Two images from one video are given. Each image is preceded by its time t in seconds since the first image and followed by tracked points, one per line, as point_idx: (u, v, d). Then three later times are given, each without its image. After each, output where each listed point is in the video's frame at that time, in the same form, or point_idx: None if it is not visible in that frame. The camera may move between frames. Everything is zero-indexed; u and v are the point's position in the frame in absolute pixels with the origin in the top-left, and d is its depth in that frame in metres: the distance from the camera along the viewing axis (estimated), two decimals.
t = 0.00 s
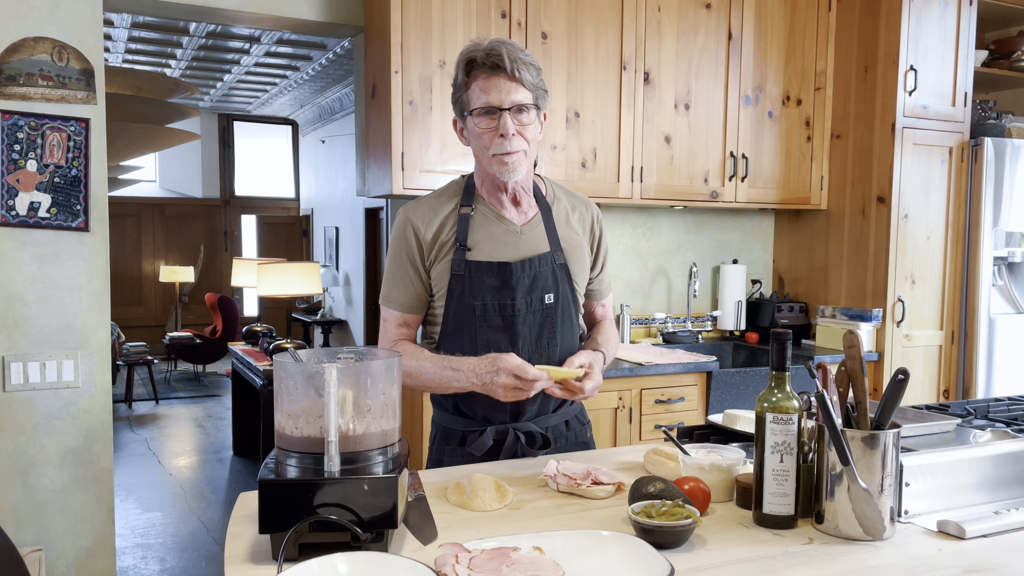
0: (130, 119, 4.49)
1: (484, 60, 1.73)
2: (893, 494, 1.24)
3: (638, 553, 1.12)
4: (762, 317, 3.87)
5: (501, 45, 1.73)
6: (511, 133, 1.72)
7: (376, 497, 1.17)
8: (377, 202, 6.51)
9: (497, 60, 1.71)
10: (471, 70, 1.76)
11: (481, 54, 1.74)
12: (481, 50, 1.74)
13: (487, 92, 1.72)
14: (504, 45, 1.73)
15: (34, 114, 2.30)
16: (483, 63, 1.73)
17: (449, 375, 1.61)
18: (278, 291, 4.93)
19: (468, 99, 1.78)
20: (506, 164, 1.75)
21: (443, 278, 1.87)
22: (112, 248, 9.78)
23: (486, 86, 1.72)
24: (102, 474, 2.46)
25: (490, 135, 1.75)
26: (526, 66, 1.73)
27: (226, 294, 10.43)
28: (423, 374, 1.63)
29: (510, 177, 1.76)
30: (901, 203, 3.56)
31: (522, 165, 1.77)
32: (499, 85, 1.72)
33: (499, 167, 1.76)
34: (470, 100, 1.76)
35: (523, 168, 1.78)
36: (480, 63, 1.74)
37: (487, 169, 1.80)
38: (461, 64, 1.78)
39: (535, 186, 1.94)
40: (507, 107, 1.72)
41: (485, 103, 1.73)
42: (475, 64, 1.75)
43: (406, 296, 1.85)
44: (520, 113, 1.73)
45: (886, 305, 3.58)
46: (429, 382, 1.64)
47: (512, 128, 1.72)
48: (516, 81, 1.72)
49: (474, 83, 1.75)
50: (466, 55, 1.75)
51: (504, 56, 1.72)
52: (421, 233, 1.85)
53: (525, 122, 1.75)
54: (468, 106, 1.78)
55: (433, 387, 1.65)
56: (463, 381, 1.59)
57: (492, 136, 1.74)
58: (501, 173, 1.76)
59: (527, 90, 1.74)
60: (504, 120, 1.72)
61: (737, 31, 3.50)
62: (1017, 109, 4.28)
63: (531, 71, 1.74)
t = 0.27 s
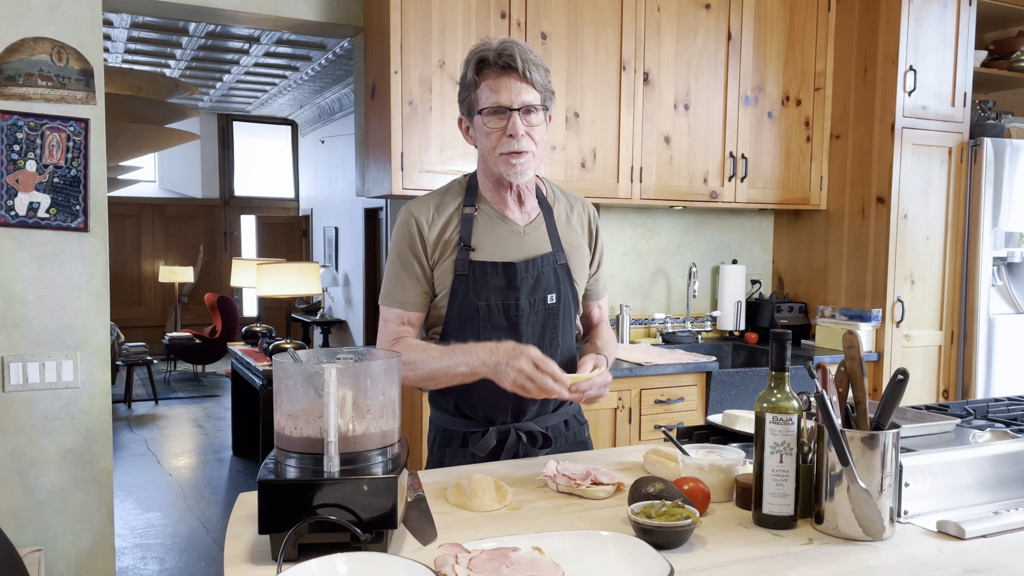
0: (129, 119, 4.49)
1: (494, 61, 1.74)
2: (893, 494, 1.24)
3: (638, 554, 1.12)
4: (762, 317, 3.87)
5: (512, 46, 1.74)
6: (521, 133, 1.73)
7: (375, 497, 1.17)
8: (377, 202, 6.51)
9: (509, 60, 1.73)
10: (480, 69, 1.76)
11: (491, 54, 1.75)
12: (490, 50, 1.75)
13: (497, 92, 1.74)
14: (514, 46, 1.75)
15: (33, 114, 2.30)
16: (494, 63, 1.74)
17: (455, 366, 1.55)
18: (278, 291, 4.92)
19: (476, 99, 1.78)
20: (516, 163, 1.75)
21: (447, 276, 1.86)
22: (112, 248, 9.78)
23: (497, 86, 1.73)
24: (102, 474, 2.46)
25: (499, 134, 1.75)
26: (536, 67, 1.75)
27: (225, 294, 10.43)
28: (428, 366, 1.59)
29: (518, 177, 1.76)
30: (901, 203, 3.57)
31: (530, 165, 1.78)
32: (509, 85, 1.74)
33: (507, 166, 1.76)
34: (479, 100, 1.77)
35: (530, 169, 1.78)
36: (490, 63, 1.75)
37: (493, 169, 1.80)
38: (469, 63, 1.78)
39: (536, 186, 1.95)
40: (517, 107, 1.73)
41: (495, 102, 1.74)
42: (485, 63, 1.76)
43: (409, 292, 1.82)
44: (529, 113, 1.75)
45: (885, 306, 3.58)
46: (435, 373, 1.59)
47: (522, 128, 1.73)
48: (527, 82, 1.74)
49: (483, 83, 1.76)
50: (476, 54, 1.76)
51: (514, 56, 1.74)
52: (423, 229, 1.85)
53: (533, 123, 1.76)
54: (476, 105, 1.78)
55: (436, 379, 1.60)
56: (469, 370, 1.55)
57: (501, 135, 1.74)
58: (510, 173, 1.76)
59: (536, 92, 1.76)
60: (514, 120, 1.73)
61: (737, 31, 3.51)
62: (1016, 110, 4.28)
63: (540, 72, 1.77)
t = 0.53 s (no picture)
0: (128, 119, 4.48)
1: (482, 54, 1.74)
2: (892, 494, 1.24)
3: (638, 553, 1.12)
4: (762, 317, 3.87)
5: (498, 39, 1.74)
6: (508, 126, 1.73)
7: (375, 497, 1.17)
8: (377, 202, 6.51)
9: (494, 53, 1.72)
10: (468, 63, 1.76)
11: (478, 47, 1.75)
12: (478, 43, 1.74)
13: (483, 85, 1.73)
14: (501, 39, 1.74)
15: (33, 113, 2.30)
16: (480, 57, 1.74)
17: (418, 321, 1.52)
18: (277, 291, 4.92)
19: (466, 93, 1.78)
20: (503, 156, 1.74)
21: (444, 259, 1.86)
22: (111, 248, 9.77)
23: (483, 80, 1.73)
24: (102, 474, 2.46)
25: (486, 128, 1.75)
26: (523, 59, 1.74)
27: (225, 293, 10.42)
28: (397, 334, 1.57)
29: (506, 170, 1.76)
30: (900, 203, 3.57)
31: (519, 158, 1.77)
32: (496, 78, 1.73)
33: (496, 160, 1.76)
34: (467, 94, 1.77)
35: (519, 162, 1.78)
36: (477, 57, 1.74)
37: (484, 162, 1.80)
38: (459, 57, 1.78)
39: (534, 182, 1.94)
40: (503, 100, 1.73)
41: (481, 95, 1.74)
42: (472, 57, 1.76)
43: (403, 274, 1.81)
44: (517, 106, 1.74)
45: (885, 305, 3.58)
46: (407, 341, 1.57)
47: (508, 121, 1.73)
48: (513, 74, 1.73)
49: (470, 77, 1.76)
50: (464, 49, 1.76)
51: (501, 49, 1.72)
52: (419, 216, 1.87)
53: (521, 115, 1.75)
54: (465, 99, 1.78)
55: (413, 348, 1.59)
56: (432, 321, 1.49)
57: (488, 128, 1.74)
58: (498, 166, 1.76)
59: (524, 84, 1.75)
60: (500, 112, 1.72)
61: (736, 31, 3.51)
62: (1016, 110, 4.29)
63: (528, 65, 1.75)
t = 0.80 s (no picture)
0: (126, 118, 4.47)
1: (484, 54, 1.74)
2: (891, 493, 1.24)
3: (636, 553, 1.13)
4: (761, 316, 3.88)
5: (501, 40, 1.75)
6: (512, 128, 1.74)
7: (374, 497, 1.17)
8: (376, 201, 6.51)
9: (500, 53, 1.73)
10: (470, 63, 1.75)
11: (481, 47, 1.74)
12: (480, 42, 1.74)
13: (487, 85, 1.74)
14: (503, 39, 1.75)
15: (31, 112, 2.29)
16: (484, 57, 1.74)
17: (411, 341, 1.53)
18: (276, 290, 4.92)
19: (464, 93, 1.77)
20: (507, 158, 1.76)
21: (438, 273, 1.86)
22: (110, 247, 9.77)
23: (486, 80, 1.74)
24: (100, 473, 2.46)
25: (488, 129, 1.75)
26: (524, 61, 1.76)
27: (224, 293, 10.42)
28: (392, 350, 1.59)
29: (509, 172, 1.78)
30: (899, 202, 3.57)
31: (519, 160, 1.79)
32: (499, 79, 1.74)
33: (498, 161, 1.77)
34: (467, 94, 1.76)
35: (520, 163, 1.80)
36: (479, 56, 1.74)
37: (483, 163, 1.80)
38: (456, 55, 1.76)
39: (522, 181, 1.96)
40: (507, 101, 1.74)
41: (484, 96, 1.74)
42: (473, 57, 1.75)
43: (392, 283, 1.82)
44: (518, 108, 1.76)
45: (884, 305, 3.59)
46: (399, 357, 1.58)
47: (511, 123, 1.74)
48: (516, 76, 1.75)
49: (472, 76, 1.76)
50: (464, 47, 1.75)
51: (504, 49, 1.74)
52: (409, 223, 1.85)
53: (522, 117, 1.77)
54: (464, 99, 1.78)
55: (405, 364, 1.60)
56: (426, 343, 1.50)
57: (491, 130, 1.75)
58: (500, 167, 1.77)
59: (525, 86, 1.77)
60: (505, 114, 1.73)
61: (735, 30, 3.51)
62: (1015, 109, 4.29)
63: (528, 66, 1.78)
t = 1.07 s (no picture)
0: (125, 117, 4.47)
1: (497, 54, 1.76)
2: (893, 493, 1.24)
3: (638, 552, 1.12)
4: (762, 316, 3.88)
5: (514, 42, 1.77)
6: (524, 128, 1.76)
7: (375, 496, 1.17)
8: (376, 200, 6.51)
9: (514, 55, 1.76)
10: (483, 63, 1.76)
11: (495, 48, 1.76)
12: (493, 43, 1.76)
13: (499, 85, 1.75)
14: (515, 42, 1.77)
15: (31, 111, 2.29)
16: (498, 58, 1.76)
17: (407, 342, 1.54)
18: (277, 289, 4.92)
19: (474, 92, 1.77)
20: (517, 156, 1.77)
21: (439, 271, 1.86)
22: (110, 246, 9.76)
23: (498, 80, 1.75)
24: (101, 472, 2.46)
25: (500, 128, 1.76)
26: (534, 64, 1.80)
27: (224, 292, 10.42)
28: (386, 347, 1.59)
29: (518, 171, 1.78)
30: (900, 201, 3.56)
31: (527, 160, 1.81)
32: (513, 81, 1.76)
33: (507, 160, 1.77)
34: (478, 93, 1.77)
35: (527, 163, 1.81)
36: (492, 56, 1.76)
37: (491, 162, 1.80)
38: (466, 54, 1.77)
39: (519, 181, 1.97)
40: (519, 101, 1.76)
41: (496, 95, 1.75)
42: (484, 57, 1.76)
43: (387, 281, 1.80)
44: (529, 109, 1.78)
45: (885, 304, 3.58)
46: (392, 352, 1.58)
47: (523, 122, 1.76)
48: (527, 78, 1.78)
49: (485, 76, 1.76)
50: (477, 47, 1.75)
51: (517, 52, 1.76)
52: (410, 223, 1.83)
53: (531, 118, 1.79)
54: (474, 98, 1.78)
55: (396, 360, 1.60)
56: (422, 344, 1.52)
57: (503, 129, 1.76)
58: (510, 166, 1.77)
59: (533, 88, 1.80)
60: (518, 114, 1.75)
61: (736, 29, 3.51)
62: (1016, 108, 4.28)
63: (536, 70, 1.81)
